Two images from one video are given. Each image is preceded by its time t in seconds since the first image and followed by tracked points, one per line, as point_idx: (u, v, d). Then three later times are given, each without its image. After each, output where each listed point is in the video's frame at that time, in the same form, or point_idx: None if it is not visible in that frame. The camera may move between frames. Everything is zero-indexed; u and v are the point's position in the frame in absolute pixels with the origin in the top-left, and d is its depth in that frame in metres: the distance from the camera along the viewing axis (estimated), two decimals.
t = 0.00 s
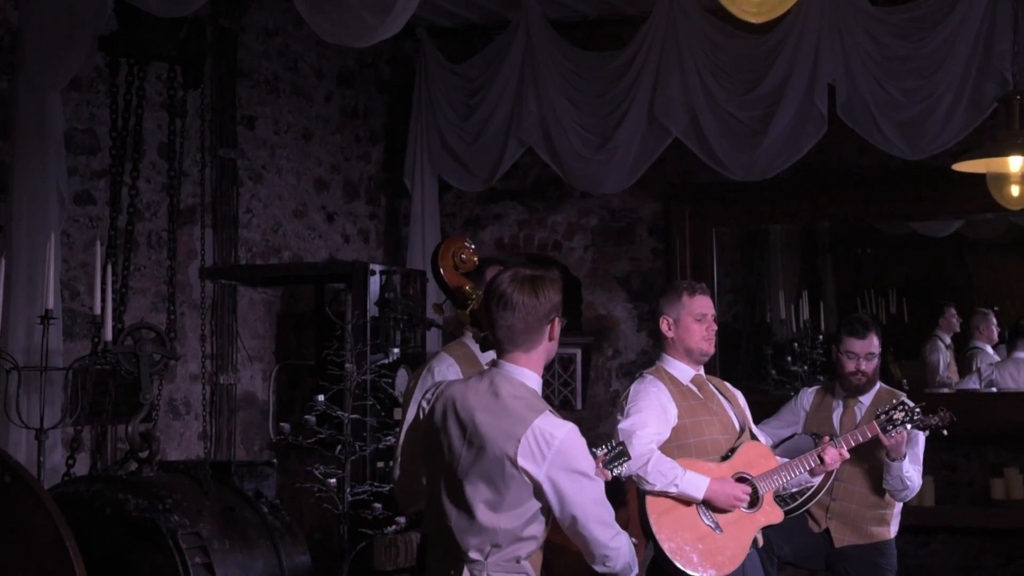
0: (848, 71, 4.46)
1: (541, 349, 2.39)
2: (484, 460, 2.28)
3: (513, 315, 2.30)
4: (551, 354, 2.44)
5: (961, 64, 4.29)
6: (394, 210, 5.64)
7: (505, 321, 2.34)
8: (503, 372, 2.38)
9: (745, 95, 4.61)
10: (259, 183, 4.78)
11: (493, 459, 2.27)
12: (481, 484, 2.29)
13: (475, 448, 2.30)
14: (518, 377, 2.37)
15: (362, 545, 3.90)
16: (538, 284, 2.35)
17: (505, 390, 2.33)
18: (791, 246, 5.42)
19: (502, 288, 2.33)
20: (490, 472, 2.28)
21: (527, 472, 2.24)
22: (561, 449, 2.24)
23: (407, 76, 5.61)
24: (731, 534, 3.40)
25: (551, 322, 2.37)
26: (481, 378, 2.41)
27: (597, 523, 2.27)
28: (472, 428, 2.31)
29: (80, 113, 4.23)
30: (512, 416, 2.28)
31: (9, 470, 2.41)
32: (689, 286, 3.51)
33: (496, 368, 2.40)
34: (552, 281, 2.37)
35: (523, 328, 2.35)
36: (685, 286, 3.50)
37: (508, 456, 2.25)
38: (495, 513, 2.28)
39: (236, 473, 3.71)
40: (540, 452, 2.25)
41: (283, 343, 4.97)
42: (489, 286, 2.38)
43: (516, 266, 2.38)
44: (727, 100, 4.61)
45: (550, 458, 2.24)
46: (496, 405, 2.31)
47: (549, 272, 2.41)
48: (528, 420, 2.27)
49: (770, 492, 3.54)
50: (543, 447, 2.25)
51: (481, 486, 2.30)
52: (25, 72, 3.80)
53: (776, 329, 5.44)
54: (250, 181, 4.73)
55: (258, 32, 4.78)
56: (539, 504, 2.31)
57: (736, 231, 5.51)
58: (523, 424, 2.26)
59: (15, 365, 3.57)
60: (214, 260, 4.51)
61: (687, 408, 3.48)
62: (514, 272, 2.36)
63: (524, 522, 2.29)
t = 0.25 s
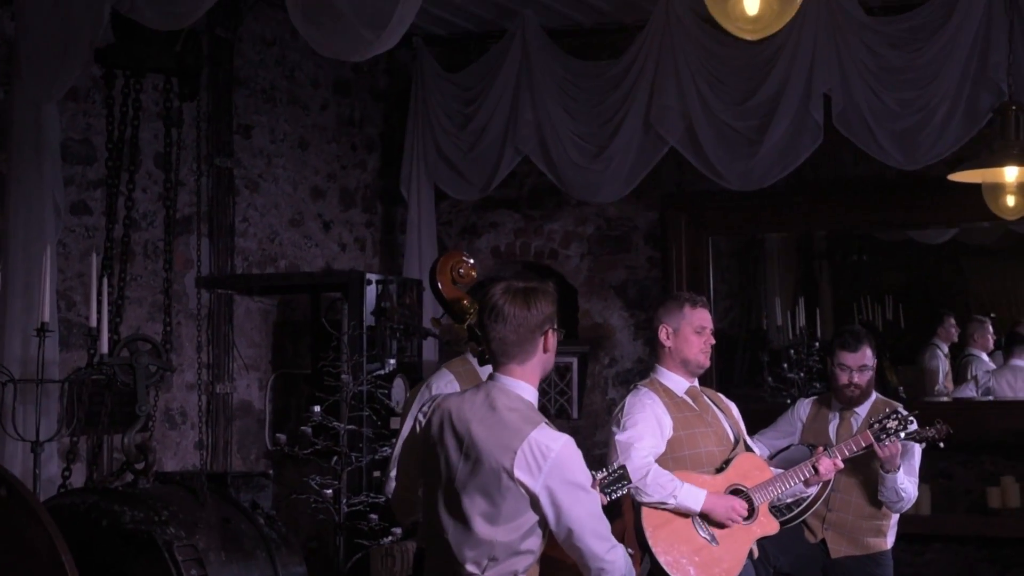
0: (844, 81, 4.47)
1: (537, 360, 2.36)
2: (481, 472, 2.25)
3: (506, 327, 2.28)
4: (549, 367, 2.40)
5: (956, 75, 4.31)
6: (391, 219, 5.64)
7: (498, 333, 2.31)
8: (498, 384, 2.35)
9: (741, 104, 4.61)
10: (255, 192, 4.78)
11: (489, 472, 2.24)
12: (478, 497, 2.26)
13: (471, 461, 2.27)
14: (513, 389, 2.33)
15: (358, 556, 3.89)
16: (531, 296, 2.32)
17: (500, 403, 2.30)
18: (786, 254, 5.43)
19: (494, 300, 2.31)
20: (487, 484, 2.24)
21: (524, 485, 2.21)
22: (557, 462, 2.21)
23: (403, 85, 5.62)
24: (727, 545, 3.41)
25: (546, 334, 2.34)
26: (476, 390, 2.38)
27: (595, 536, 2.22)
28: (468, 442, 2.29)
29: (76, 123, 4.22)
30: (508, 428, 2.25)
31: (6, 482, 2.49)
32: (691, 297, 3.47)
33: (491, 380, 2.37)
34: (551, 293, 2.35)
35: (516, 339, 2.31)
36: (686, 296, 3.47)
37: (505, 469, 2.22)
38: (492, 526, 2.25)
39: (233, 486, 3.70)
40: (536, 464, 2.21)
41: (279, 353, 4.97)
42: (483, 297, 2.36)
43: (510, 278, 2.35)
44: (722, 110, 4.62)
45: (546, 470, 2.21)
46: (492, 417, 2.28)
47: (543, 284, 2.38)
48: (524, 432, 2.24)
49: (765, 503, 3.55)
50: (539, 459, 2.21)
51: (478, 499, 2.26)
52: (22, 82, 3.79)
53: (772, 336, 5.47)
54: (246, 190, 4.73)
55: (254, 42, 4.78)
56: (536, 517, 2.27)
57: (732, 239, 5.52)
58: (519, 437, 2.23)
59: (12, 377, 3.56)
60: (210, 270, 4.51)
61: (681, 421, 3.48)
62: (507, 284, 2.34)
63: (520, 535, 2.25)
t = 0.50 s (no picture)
0: (840, 91, 4.48)
1: (536, 379, 2.36)
2: (477, 490, 2.25)
3: (504, 343, 2.29)
4: (550, 386, 2.40)
5: (953, 84, 4.31)
6: (388, 226, 5.64)
7: (497, 349, 2.32)
8: (497, 402, 2.35)
9: (738, 113, 4.62)
10: (253, 201, 4.78)
11: (485, 489, 2.24)
12: (475, 514, 2.26)
13: (468, 478, 2.28)
14: (510, 407, 2.33)
15: (356, 567, 3.88)
16: (531, 314, 2.33)
17: (498, 421, 2.30)
18: (784, 262, 5.45)
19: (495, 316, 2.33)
20: (483, 502, 2.24)
21: (519, 503, 2.20)
22: (552, 480, 2.19)
23: (400, 93, 5.62)
24: (724, 557, 3.41)
25: (545, 353, 2.35)
26: (475, 407, 2.39)
27: (587, 559, 2.18)
28: (465, 459, 2.29)
29: (74, 132, 4.22)
30: (505, 446, 2.25)
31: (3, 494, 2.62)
32: (687, 312, 3.46)
33: (491, 398, 2.37)
34: (553, 313, 2.36)
35: (515, 356, 2.32)
36: (683, 312, 3.46)
37: (500, 486, 2.21)
38: (488, 544, 2.24)
39: (230, 494, 3.67)
40: (531, 483, 2.20)
41: (277, 361, 4.98)
42: (485, 314, 2.38)
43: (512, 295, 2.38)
44: (719, 119, 4.63)
45: (541, 488, 2.19)
46: (489, 435, 2.28)
47: (545, 305, 2.39)
48: (520, 450, 2.23)
49: (762, 514, 3.55)
50: (534, 477, 2.20)
51: (475, 517, 2.26)
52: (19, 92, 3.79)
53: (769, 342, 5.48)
54: (244, 199, 4.73)
55: (251, 50, 4.79)
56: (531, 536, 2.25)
57: (730, 247, 5.53)
58: (515, 454, 2.23)
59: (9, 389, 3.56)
60: (208, 279, 4.51)
61: (677, 432, 3.49)
62: (509, 302, 2.36)
63: (516, 553, 2.24)
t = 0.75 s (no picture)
0: (839, 99, 4.48)
1: (531, 389, 2.34)
2: (479, 502, 2.23)
3: (502, 357, 2.26)
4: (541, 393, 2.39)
5: (952, 92, 4.32)
6: (388, 232, 5.67)
7: (493, 362, 2.29)
8: (493, 413, 2.32)
9: (738, 121, 4.62)
10: (252, 208, 4.78)
11: (487, 501, 2.21)
12: (477, 526, 2.24)
13: (468, 490, 2.25)
14: (508, 417, 2.31)
15: None
16: (524, 324, 2.31)
17: (496, 432, 2.28)
18: (784, 269, 5.45)
19: (488, 330, 2.29)
20: (485, 514, 2.22)
21: (521, 513, 2.18)
22: (554, 490, 2.17)
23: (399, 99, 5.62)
24: (724, 566, 3.41)
25: (538, 361, 2.33)
26: (471, 419, 2.35)
27: (591, 567, 2.15)
28: (465, 470, 2.26)
29: (73, 140, 4.23)
30: (505, 457, 2.23)
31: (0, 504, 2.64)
32: (687, 323, 3.45)
33: (486, 409, 2.34)
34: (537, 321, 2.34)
35: (512, 368, 2.29)
36: (681, 322, 3.45)
37: (502, 498, 2.19)
38: (490, 555, 2.22)
39: (228, 505, 3.60)
40: (533, 492, 2.18)
41: (276, 368, 4.98)
42: (474, 327, 2.35)
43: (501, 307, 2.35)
44: (719, 127, 4.62)
45: (543, 498, 2.17)
46: (489, 446, 2.26)
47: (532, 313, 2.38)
48: (521, 460, 2.21)
49: (762, 523, 3.55)
50: (536, 487, 2.18)
51: (476, 528, 2.24)
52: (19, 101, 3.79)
53: (768, 348, 5.48)
54: (243, 206, 4.73)
55: (250, 57, 4.79)
56: (533, 546, 2.23)
57: (729, 254, 5.53)
58: (516, 465, 2.21)
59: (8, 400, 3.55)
60: (208, 286, 4.51)
61: (676, 442, 3.49)
62: (498, 314, 2.33)
63: (519, 563, 2.23)
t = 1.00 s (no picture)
0: (838, 106, 4.49)
1: (523, 401, 2.33)
2: (474, 514, 2.21)
3: (487, 371, 2.26)
4: (535, 405, 2.38)
5: (951, 99, 4.32)
6: (387, 239, 5.68)
7: (480, 377, 2.29)
8: (487, 425, 2.32)
9: (737, 128, 4.62)
10: (252, 215, 4.79)
11: (482, 513, 2.20)
12: (473, 538, 2.22)
13: (464, 502, 2.24)
14: (502, 430, 2.30)
15: None
16: (512, 337, 2.31)
17: (491, 444, 2.27)
18: (783, 275, 5.46)
19: (474, 345, 2.30)
20: (480, 526, 2.21)
21: (516, 525, 2.16)
22: (549, 501, 2.15)
23: (399, 105, 5.63)
24: None
25: (529, 373, 2.32)
26: (466, 431, 2.35)
27: None
28: (460, 483, 2.25)
29: (72, 149, 4.25)
30: (500, 469, 2.21)
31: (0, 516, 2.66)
32: (681, 330, 3.43)
33: (481, 422, 2.34)
34: (526, 333, 2.34)
35: (499, 382, 2.29)
36: (676, 330, 3.43)
37: (497, 509, 2.17)
38: (486, 568, 2.20)
39: (228, 514, 3.57)
40: (528, 504, 2.16)
41: (275, 375, 4.98)
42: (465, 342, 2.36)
43: (490, 321, 2.35)
44: (718, 134, 4.63)
45: (538, 509, 2.15)
46: (484, 458, 2.25)
47: (523, 325, 2.38)
48: (516, 472, 2.20)
49: (763, 535, 3.56)
50: (530, 498, 2.16)
51: (473, 541, 2.22)
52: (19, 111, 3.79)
53: (768, 353, 5.48)
54: (243, 213, 4.74)
55: (250, 65, 4.80)
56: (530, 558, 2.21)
57: (728, 260, 5.53)
58: (510, 476, 2.19)
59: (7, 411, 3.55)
60: (208, 292, 4.51)
61: (681, 451, 3.48)
62: (486, 327, 2.34)
63: None
